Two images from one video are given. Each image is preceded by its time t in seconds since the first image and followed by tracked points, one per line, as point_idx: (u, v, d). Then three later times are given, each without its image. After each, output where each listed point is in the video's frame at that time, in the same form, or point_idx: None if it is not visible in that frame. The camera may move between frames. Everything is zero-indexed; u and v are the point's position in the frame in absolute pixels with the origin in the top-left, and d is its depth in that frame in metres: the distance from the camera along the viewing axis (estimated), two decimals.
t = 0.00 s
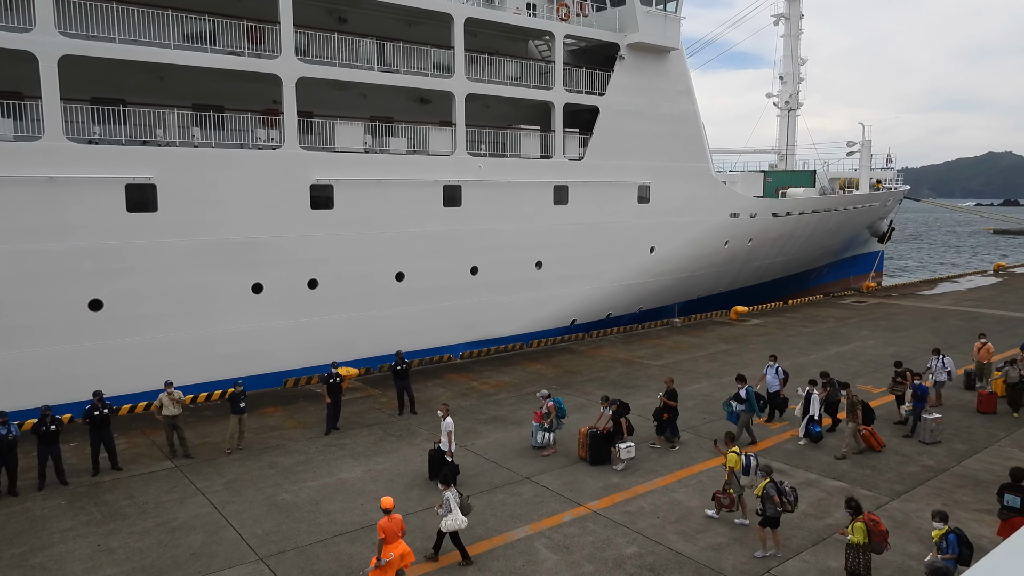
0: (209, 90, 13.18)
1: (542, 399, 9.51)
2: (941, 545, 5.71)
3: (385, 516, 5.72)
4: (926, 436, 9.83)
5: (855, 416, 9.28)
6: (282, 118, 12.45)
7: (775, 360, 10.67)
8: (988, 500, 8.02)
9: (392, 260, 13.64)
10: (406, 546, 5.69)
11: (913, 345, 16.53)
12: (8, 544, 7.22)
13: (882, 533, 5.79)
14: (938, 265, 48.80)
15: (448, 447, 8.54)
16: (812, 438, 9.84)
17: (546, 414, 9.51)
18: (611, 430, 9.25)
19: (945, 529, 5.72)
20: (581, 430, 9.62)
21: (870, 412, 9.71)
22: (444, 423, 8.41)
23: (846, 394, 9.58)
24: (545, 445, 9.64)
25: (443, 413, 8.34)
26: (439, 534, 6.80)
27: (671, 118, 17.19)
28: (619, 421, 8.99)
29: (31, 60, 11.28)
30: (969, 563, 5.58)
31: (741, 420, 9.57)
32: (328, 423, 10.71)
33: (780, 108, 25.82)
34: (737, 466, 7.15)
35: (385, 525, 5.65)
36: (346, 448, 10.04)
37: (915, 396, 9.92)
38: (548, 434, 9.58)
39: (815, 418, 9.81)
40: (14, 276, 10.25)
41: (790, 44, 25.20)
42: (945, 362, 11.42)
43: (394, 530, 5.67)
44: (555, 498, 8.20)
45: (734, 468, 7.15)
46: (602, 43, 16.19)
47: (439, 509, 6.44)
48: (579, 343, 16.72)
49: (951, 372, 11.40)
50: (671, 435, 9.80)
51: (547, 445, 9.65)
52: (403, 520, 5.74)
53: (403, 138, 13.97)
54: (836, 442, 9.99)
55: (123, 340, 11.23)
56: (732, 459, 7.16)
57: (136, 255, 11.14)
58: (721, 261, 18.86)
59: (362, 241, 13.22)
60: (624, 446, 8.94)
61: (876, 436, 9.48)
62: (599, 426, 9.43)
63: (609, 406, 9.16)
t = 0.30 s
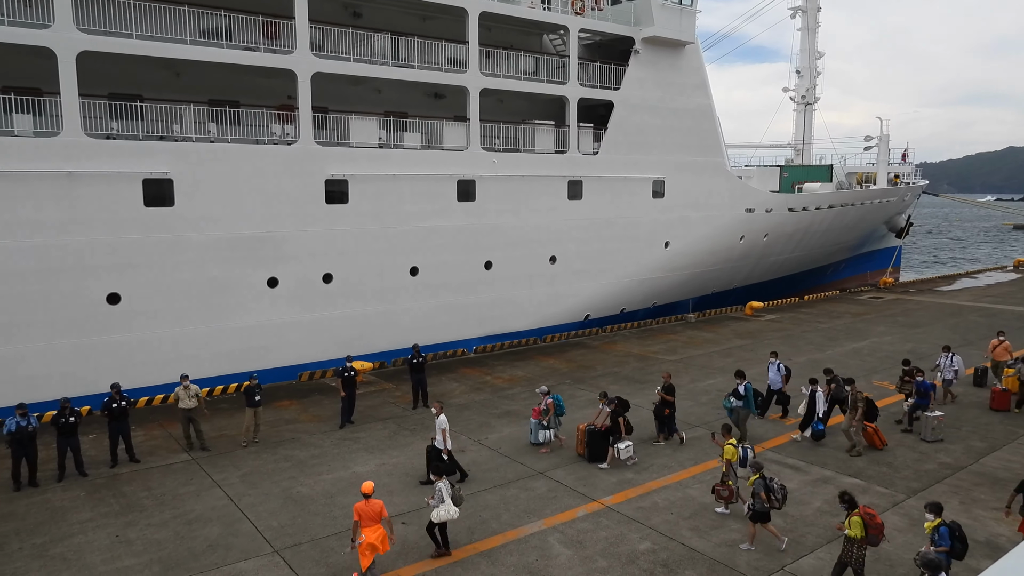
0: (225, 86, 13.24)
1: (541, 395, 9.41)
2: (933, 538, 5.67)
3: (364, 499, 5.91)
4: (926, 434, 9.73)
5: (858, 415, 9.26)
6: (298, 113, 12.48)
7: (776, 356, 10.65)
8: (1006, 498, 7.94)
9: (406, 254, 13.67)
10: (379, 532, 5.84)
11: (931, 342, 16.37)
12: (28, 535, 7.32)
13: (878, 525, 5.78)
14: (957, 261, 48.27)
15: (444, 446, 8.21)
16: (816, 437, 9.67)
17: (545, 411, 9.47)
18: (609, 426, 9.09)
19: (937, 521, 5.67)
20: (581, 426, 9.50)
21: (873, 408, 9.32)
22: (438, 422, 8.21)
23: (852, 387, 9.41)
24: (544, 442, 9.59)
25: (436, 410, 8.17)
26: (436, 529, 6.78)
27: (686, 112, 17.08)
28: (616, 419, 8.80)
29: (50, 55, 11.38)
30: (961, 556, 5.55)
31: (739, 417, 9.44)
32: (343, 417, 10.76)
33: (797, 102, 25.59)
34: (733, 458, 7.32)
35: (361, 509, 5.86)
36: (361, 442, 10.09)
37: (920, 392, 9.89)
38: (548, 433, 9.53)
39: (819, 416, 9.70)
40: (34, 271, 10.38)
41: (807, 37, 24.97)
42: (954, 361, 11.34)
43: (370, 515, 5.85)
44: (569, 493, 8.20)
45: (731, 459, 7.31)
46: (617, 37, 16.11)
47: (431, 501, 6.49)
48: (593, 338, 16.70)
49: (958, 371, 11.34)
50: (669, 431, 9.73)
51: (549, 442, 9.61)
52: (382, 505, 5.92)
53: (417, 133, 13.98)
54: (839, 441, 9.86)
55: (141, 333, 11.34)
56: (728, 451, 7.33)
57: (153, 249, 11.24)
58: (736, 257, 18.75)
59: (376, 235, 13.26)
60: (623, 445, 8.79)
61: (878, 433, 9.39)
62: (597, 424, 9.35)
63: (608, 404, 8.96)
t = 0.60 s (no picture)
0: (239, 81, 13.30)
1: (538, 391, 9.44)
2: (923, 532, 5.68)
3: (348, 488, 6.10)
4: (926, 433, 9.65)
5: (856, 413, 8.99)
6: (311, 108, 12.51)
7: (775, 352, 10.51)
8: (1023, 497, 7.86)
9: (419, 249, 13.70)
10: (363, 520, 6.09)
11: (947, 338, 16.22)
12: (46, 525, 7.41)
13: (869, 515, 5.80)
14: (975, 256, 47.77)
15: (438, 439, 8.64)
16: (817, 434, 9.46)
17: (542, 407, 9.43)
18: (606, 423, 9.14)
19: (926, 515, 5.70)
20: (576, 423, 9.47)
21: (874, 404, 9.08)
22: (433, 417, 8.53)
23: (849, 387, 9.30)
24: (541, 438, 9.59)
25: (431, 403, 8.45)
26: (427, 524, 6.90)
27: (700, 106, 16.98)
28: (613, 415, 8.87)
29: (66, 51, 11.47)
30: (949, 550, 5.58)
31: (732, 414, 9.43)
32: (355, 411, 10.81)
33: (812, 96, 25.38)
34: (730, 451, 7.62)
35: (343, 499, 6.04)
36: (373, 436, 10.14)
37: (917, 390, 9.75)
38: (546, 429, 9.54)
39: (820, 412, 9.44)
40: (52, 264, 10.49)
41: (823, 30, 24.74)
42: (962, 359, 11.06)
43: (353, 505, 6.06)
44: (580, 488, 8.20)
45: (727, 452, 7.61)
46: (631, 31, 16.02)
47: (420, 495, 6.53)
48: (605, 333, 16.67)
49: (966, 370, 11.07)
50: (662, 428, 9.56)
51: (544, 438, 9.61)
52: (365, 495, 6.13)
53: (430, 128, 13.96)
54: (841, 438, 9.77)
55: (156, 327, 11.43)
56: (726, 444, 7.64)
57: (168, 243, 11.31)
58: (750, 252, 18.65)
59: (389, 230, 13.29)
60: (619, 441, 8.85)
61: (878, 432, 9.31)
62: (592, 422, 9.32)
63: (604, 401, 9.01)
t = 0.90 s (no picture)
0: (254, 77, 13.37)
1: (536, 387, 9.41)
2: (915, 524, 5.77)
3: (336, 474, 6.30)
4: (926, 430, 9.54)
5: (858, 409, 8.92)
6: (325, 103, 12.55)
7: (774, 350, 10.49)
8: None
9: (433, 244, 13.73)
10: (349, 506, 6.29)
11: (965, 335, 16.07)
12: (64, 516, 7.50)
13: (861, 509, 5.91)
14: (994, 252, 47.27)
15: (432, 438, 8.35)
16: (821, 434, 9.33)
17: (541, 403, 9.40)
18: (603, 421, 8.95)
19: (919, 506, 5.77)
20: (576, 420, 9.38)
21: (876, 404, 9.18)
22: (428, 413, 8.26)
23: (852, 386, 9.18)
24: (540, 434, 9.55)
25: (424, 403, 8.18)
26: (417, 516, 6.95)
27: (715, 101, 16.89)
28: (607, 415, 8.66)
29: (84, 47, 11.56)
30: (943, 540, 5.62)
31: (733, 410, 9.42)
32: (369, 405, 10.87)
33: (828, 91, 25.16)
34: (727, 442, 7.53)
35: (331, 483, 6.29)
36: (387, 430, 10.19)
37: (916, 387, 9.78)
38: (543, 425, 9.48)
39: (820, 412, 9.32)
40: (69, 259, 10.60)
41: (839, 24, 24.52)
42: (968, 356, 11.03)
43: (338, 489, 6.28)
44: (593, 484, 8.20)
45: (723, 444, 7.53)
46: (645, 25, 15.95)
47: (413, 489, 6.54)
48: (618, 329, 16.64)
49: (973, 366, 11.02)
50: (660, 425, 9.56)
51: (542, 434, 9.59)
52: (352, 481, 6.32)
53: (444, 124, 13.83)
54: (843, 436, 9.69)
55: (171, 321, 11.52)
56: (722, 435, 7.56)
57: (184, 239, 11.40)
58: (764, 248, 18.54)
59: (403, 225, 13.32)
60: (614, 440, 8.66)
61: (880, 430, 9.24)
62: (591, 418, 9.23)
63: (600, 400, 8.71)
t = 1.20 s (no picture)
0: (266, 72, 13.40)
1: (531, 385, 9.35)
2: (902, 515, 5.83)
3: (329, 459, 6.63)
4: (922, 427, 9.49)
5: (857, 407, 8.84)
6: (337, 98, 12.56)
7: (772, 346, 10.43)
8: None
9: (443, 239, 13.73)
10: (341, 490, 6.63)
11: (979, 331, 15.94)
12: (79, 508, 7.58)
13: (848, 501, 5.93)
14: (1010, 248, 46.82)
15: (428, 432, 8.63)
16: (815, 430, 9.21)
17: (535, 401, 9.34)
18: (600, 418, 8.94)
19: (907, 499, 5.81)
20: (571, 417, 9.32)
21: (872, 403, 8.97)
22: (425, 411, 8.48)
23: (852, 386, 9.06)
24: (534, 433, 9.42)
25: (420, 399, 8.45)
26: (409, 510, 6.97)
27: (727, 95, 16.79)
28: (605, 410, 8.69)
29: (98, 43, 11.63)
30: (929, 535, 5.66)
31: (728, 408, 9.35)
32: (380, 399, 10.91)
33: (842, 85, 24.96)
34: (725, 435, 7.52)
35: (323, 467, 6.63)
36: (398, 424, 10.23)
37: (915, 383, 9.71)
38: (538, 423, 9.35)
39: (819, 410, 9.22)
40: (84, 253, 10.67)
41: (853, 17, 24.31)
42: (974, 352, 10.86)
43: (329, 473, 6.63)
44: (604, 479, 8.20)
45: (722, 436, 7.51)
46: (657, 19, 15.86)
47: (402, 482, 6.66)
48: (629, 324, 16.62)
49: (979, 363, 10.83)
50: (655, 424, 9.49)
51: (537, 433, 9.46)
52: (344, 467, 6.65)
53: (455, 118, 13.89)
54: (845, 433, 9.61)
55: (184, 315, 11.59)
56: (720, 428, 7.54)
57: (196, 233, 11.46)
58: (776, 243, 18.44)
59: (414, 219, 13.33)
60: (609, 435, 8.64)
61: (878, 427, 9.14)
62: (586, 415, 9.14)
63: (597, 395, 8.72)
